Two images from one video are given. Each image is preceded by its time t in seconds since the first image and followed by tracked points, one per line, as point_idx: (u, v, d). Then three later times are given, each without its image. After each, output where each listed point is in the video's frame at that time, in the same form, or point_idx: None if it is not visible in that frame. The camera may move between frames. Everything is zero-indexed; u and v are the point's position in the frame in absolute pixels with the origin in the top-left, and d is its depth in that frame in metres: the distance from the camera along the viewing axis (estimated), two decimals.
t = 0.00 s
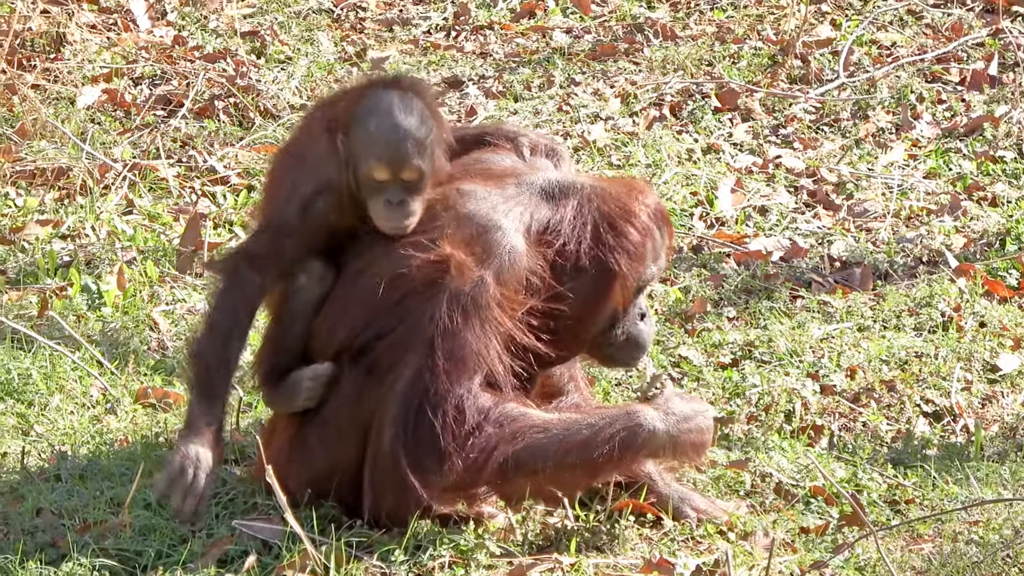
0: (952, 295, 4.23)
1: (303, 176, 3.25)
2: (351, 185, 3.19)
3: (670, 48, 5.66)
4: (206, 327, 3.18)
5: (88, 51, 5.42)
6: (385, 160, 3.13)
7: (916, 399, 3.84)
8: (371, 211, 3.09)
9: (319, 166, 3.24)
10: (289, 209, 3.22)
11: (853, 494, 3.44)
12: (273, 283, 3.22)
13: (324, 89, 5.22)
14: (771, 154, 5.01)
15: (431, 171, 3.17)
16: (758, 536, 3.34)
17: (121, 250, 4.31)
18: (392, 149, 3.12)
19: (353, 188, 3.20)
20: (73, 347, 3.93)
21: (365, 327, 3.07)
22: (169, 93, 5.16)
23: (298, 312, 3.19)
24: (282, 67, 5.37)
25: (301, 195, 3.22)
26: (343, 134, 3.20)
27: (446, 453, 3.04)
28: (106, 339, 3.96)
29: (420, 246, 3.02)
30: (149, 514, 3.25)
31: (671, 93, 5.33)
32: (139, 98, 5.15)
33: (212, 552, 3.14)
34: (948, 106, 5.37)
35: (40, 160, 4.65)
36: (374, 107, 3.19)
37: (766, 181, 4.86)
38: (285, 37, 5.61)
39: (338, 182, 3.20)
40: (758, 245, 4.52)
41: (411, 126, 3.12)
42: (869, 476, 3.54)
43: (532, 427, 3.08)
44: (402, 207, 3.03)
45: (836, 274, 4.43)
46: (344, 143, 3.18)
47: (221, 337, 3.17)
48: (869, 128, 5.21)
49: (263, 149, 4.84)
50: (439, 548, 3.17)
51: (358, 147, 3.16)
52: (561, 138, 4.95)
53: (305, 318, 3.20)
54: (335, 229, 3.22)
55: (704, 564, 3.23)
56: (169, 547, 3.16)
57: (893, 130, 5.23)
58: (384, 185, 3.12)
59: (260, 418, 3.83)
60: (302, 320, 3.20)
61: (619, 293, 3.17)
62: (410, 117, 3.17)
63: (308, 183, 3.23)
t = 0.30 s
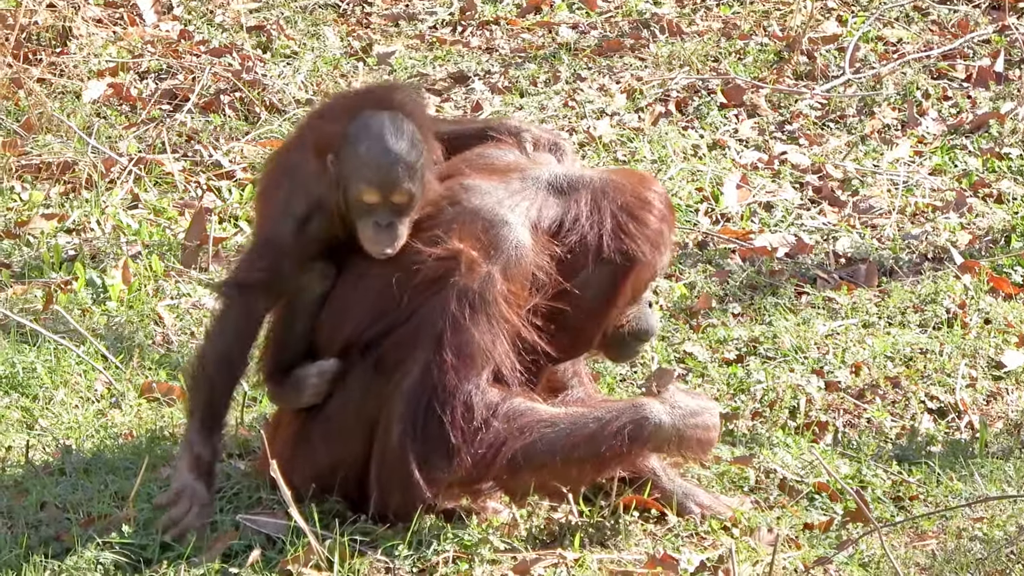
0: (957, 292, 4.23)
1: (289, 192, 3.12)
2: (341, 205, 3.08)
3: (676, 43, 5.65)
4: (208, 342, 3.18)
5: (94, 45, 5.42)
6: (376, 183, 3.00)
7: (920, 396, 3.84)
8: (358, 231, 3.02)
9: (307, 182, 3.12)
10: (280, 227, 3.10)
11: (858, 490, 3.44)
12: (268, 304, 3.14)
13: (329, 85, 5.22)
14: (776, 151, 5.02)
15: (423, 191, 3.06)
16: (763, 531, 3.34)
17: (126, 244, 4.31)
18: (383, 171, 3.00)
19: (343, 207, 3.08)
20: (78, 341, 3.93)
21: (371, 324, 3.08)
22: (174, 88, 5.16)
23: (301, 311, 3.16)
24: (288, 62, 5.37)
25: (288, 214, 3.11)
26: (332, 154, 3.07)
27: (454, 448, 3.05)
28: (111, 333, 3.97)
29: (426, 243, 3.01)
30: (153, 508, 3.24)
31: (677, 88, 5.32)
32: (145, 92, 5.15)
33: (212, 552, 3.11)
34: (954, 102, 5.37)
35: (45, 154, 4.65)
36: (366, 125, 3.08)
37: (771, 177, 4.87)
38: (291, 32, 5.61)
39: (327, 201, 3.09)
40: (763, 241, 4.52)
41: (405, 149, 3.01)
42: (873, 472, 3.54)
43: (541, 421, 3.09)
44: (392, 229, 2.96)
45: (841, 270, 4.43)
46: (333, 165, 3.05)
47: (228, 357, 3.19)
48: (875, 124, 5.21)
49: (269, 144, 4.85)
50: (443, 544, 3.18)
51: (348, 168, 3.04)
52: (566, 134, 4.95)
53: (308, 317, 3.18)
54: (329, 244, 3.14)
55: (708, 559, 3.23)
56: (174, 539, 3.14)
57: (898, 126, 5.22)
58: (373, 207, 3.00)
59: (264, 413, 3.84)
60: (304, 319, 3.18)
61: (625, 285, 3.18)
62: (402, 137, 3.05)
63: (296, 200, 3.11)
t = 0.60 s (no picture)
0: (961, 288, 4.23)
1: (288, 198, 3.09)
2: (338, 211, 3.03)
3: (681, 37, 5.66)
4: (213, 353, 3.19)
5: (99, 35, 5.42)
6: (371, 189, 2.95)
7: (924, 391, 3.84)
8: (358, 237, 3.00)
9: (306, 188, 3.09)
10: (281, 237, 3.06)
11: (861, 485, 3.44)
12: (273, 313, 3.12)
13: (335, 77, 5.22)
14: (782, 145, 5.02)
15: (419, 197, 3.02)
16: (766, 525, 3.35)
17: (131, 235, 4.31)
18: (379, 177, 2.96)
19: (340, 213, 3.04)
20: (83, 332, 3.93)
21: (379, 316, 3.09)
22: (180, 78, 5.17)
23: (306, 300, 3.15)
24: (294, 53, 5.37)
25: (288, 221, 3.07)
26: (329, 160, 3.03)
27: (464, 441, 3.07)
28: (115, 323, 3.97)
29: (433, 236, 3.01)
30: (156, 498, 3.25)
31: (683, 82, 5.33)
32: (150, 83, 5.15)
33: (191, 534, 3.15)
34: (959, 98, 5.37)
35: (51, 144, 4.65)
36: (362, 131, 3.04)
37: (776, 172, 4.87)
38: (297, 24, 5.61)
39: (325, 207, 3.05)
40: (767, 235, 4.52)
41: (401, 155, 2.96)
42: (877, 467, 3.54)
43: (549, 413, 3.10)
44: (390, 235, 2.96)
45: (845, 265, 4.43)
46: (328, 172, 3.00)
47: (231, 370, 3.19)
48: (880, 119, 5.21)
49: (274, 135, 4.86)
50: (446, 536, 3.17)
51: (342, 174, 3.00)
52: (572, 127, 4.95)
53: (315, 302, 3.13)
54: (331, 246, 3.11)
55: (711, 553, 3.23)
56: (177, 530, 3.15)
57: (904, 122, 5.22)
58: (371, 214, 2.97)
59: (268, 404, 3.83)
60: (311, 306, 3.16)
61: (631, 276, 3.18)
62: (398, 144, 3.01)
63: (296, 207, 3.07)
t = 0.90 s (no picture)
0: (966, 283, 4.23)
1: (291, 198, 3.06)
2: (341, 213, 3.00)
3: (687, 32, 5.66)
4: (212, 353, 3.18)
5: (105, 27, 5.43)
6: (376, 196, 2.90)
7: (928, 386, 3.84)
8: (361, 238, 2.98)
9: (310, 188, 3.05)
10: (283, 236, 3.06)
11: (864, 480, 3.44)
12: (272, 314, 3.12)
13: (341, 70, 5.22)
14: (787, 140, 5.02)
15: (423, 200, 2.97)
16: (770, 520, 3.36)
17: (135, 226, 4.31)
18: (383, 183, 2.90)
19: (343, 214, 3.01)
20: (87, 323, 3.93)
21: (385, 308, 3.08)
22: (185, 70, 5.17)
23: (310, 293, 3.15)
24: (300, 46, 5.37)
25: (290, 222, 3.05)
26: (333, 162, 2.99)
27: (471, 433, 3.07)
28: (119, 315, 3.97)
29: (438, 228, 3.00)
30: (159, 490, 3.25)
31: (688, 77, 5.34)
32: (156, 74, 5.15)
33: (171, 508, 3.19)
34: (964, 93, 5.36)
35: (55, 135, 4.66)
36: (368, 133, 2.98)
37: (781, 166, 4.87)
38: (303, 16, 5.61)
39: (327, 208, 3.02)
40: (772, 230, 4.53)
41: (406, 163, 2.89)
42: (880, 462, 3.54)
43: (557, 405, 3.10)
44: (394, 239, 2.94)
45: (849, 260, 4.43)
46: (332, 176, 2.96)
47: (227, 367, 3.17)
48: (885, 114, 5.21)
49: (279, 127, 4.86)
50: (449, 528, 3.18)
51: (347, 179, 2.94)
52: (577, 121, 4.95)
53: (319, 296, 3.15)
54: (335, 245, 3.09)
55: (714, 547, 3.24)
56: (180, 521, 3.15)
57: (909, 117, 5.22)
58: (375, 218, 2.93)
59: (271, 396, 3.83)
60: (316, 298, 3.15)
61: (636, 266, 3.18)
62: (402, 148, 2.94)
63: (298, 208, 3.05)
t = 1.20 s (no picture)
0: (967, 279, 4.22)
1: (289, 189, 3.07)
2: (339, 205, 3.01)
3: (689, 26, 5.65)
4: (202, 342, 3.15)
5: (108, 19, 5.43)
6: (375, 187, 2.91)
7: (929, 382, 3.83)
8: (357, 229, 2.99)
9: (307, 180, 3.06)
10: (279, 228, 3.06)
11: (864, 475, 3.44)
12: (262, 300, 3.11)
13: (343, 64, 5.22)
14: (788, 135, 5.02)
15: (422, 192, 2.99)
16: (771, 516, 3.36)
17: (137, 219, 4.31)
18: (383, 176, 2.91)
19: (340, 206, 3.01)
20: (88, 315, 3.93)
21: (385, 305, 3.09)
22: (187, 63, 5.17)
23: (308, 288, 3.13)
24: (301, 39, 5.37)
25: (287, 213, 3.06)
26: (333, 153, 3.00)
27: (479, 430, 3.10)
28: (120, 307, 3.97)
29: (438, 224, 3.00)
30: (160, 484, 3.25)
31: (690, 72, 5.34)
32: (158, 67, 5.15)
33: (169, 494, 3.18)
34: (966, 89, 5.36)
35: (57, 128, 4.66)
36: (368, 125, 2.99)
37: (783, 161, 4.87)
38: (305, 9, 5.60)
39: (325, 200, 3.02)
40: (773, 225, 4.52)
41: (406, 155, 2.90)
42: (881, 457, 3.54)
43: (565, 399, 3.13)
44: (392, 231, 2.94)
45: (851, 255, 4.43)
46: (331, 167, 2.97)
47: (217, 351, 3.14)
48: (886, 110, 5.20)
49: (280, 121, 4.86)
50: (450, 522, 3.18)
51: (347, 171, 2.95)
52: (578, 115, 4.95)
53: (318, 291, 3.14)
54: (331, 238, 3.09)
55: (714, 542, 3.24)
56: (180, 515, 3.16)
57: (910, 113, 5.22)
58: (373, 209, 2.94)
59: (273, 389, 3.83)
60: (315, 294, 3.14)
61: (633, 253, 3.19)
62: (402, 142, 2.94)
63: (296, 199, 3.05)
